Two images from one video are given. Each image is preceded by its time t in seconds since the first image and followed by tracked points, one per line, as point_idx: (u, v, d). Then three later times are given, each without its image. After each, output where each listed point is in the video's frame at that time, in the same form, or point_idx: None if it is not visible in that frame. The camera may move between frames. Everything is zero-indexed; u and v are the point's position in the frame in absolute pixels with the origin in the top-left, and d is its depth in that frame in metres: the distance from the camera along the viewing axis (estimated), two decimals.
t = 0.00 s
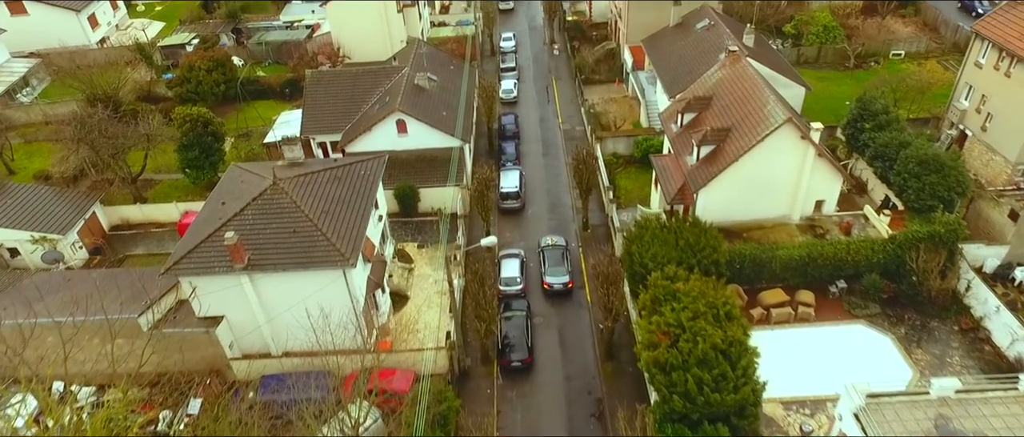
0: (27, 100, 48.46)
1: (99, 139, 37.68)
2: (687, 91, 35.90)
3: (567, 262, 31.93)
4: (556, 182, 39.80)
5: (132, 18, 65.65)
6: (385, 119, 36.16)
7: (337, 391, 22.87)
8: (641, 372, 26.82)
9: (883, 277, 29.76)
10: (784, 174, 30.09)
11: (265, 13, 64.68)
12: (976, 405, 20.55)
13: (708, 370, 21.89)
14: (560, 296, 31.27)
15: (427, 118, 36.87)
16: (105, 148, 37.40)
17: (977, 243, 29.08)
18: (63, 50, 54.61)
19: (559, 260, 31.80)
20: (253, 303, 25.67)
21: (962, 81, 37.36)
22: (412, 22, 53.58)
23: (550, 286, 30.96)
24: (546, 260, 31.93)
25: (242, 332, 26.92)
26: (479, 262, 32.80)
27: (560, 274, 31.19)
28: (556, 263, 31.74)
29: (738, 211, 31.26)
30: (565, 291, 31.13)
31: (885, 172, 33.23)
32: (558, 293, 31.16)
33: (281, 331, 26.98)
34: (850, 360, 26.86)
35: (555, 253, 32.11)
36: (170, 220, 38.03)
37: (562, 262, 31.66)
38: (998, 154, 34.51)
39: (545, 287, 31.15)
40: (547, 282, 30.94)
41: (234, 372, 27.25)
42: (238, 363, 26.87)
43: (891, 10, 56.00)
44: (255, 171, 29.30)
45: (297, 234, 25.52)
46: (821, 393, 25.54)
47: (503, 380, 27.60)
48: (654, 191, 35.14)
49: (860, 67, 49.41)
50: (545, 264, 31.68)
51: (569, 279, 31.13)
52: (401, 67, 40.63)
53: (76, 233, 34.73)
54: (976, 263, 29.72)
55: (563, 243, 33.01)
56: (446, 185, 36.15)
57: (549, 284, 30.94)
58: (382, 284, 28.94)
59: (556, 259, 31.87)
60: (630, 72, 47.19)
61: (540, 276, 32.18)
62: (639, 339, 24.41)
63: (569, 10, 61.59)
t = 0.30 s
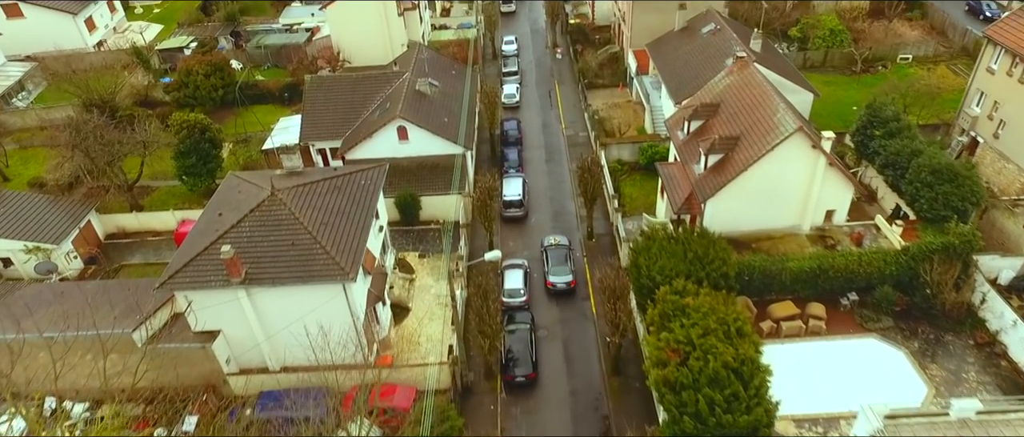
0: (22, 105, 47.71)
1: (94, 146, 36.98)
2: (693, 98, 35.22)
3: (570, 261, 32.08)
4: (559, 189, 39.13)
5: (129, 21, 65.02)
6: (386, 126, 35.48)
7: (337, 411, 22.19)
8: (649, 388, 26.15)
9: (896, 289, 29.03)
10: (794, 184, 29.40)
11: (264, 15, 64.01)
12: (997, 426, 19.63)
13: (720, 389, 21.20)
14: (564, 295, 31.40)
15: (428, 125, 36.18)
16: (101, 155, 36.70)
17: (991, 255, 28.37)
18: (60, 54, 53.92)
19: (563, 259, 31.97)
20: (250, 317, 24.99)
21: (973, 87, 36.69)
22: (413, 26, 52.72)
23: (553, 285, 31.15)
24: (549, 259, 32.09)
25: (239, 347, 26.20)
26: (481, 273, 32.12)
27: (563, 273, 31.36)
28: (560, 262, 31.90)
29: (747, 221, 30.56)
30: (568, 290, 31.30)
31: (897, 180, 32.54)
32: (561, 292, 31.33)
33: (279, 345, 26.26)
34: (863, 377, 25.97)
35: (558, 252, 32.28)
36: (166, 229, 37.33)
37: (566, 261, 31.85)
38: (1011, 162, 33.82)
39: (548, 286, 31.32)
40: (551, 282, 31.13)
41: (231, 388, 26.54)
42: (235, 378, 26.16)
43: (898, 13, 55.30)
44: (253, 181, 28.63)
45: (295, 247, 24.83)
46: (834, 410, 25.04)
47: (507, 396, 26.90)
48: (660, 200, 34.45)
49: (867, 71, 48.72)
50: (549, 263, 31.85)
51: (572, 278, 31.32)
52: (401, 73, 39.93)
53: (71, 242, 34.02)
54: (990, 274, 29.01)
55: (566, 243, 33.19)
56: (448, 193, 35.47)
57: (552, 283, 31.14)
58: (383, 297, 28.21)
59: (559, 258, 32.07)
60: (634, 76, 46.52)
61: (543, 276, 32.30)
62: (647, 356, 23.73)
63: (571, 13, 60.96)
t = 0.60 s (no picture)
0: (17, 110, 46.90)
1: (88, 154, 36.25)
2: (699, 105, 34.52)
3: (573, 260, 32.14)
4: (563, 197, 38.42)
5: (126, 24, 64.36)
6: (386, 134, 34.77)
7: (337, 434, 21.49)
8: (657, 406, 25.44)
9: (910, 303, 28.21)
10: (805, 195, 28.68)
11: (263, 18, 63.39)
12: None
13: (732, 412, 20.54)
14: (567, 295, 31.46)
15: (430, 133, 35.45)
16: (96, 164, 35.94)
17: (1008, 268, 27.72)
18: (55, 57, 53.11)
19: (566, 259, 32.01)
20: (247, 334, 24.25)
21: (985, 94, 35.94)
22: (413, 30, 50.83)
23: (556, 285, 31.19)
24: (552, 259, 32.13)
25: (235, 364, 25.44)
26: (484, 285, 31.41)
27: (566, 273, 31.42)
28: (562, 262, 31.95)
29: (756, 232, 29.82)
30: (571, 290, 31.34)
31: (909, 190, 31.78)
32: (564, 292, 31.37)
33: (276, 362, 25.50)
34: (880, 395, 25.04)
35: (562, 252, 32.32)
36: (162, 238, 36.56)
37: (569, 261, 31.89)
38: None
39: (551, 285, 31.36)
40: (554, 282, 31.18)
41: (227, 406, 25.81)
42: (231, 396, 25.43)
43: (905, 16, 54.61)
44: (250, 192, 27.93)
45: (293, 262, 24.13)
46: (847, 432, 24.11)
47: (511, 413, 26.18)
48: (666, 210, 33.72)
49: (874, 76, 48.02)
50: (552, 263, 31.89)
51: (575, 278, 31.36)
52: (402, 78, 39.21)
53: (64, 253, 33.27)
54: (1006, 288, 28.37)
55: (569, 243, 33.29)
56: (449, 202, 34.78)
57: (555, 283, 31.17)
58: (383, 312, 27.44)
59: (562, 257, 32.12)
60: (638, 82, 45.82)
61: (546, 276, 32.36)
62: (656, 375, 23.03)
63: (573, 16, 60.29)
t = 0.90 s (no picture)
0: (11, 115, 46.10)
1: (81, 163, 35.46)
2: (707, 113, 33.74)
3: (576, 261, 32.05)
4: (567, 206, 37.65)
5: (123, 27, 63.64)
6: (387, 142, 34.00)
7: None
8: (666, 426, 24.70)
9: (926, 318, 27.45)
10: (818, 207, 27.89)
11: (262, 21, 62.65)
12: None
13: None
14: (570, 296, 31.36)
15: (431, 141, 34.66)
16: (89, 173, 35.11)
17: None
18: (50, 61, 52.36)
19: (569, 260, 31.93)
20: (243, 354, 23.46)
21: (999, 101, 35.00)
22: (414, 33, 50.32)
23: (560, 286, 31.08)
24: (556, 260, 32.08)
25: (232, 383, 24.63)
26: (487, 299, 30.62)
27: (570, 274, 31.24)
28: (566, 262, 31.90)
29: (767, 244, 29.04)
30: (575, 291, 31.24)
31: (923, 200, 30.99)
32: (568, 293, 31.27)
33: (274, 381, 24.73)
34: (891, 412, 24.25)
35: (565, 253, 32.26)
36: (158, 249, 35.77)
37: (572, 262, 31.80)
38: None
39: (555, 287, 31.27)
40: (557, 283, 31.06)
41: (224, 426, 25.06)
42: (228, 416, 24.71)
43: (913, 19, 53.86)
44: (247, 205, 27.17)
45: (291, 279, 23.36)
46: None
47: (516, 433, 25.43)
48: (673, 221, 32.96)
49: (882, 81, 47.25)
50: (555, 264, 31.81)
51: (579, 279, 31.24)
52: (403, 85, 38.39)
53: (57, 265, 32.46)
54: None
55: (572, 244, 33.28)
56: (451, 212, 34.01)
57: (559, 284, 31.07)
58: (384, 328, 26.63)
59: (566, 259, 32.04)
60: (643, 87, 45.07)
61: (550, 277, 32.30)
62: (667, 397, 22.30)
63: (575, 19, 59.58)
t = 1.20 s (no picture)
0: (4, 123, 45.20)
1: (74, 173, 34.55)
2: (718, 124, 32.78)
3: (581, 262, 31.92)
4: (573, 217, 36.73)
5: (120, 30, 62.83)
6: (388, 153, 33.07)
7: None
8: None
9: (946, 338, 26.51)
10: (834, 222, 26.95)
11: (261, 25, 61.74)
12: None
13: None
14: (575, 298, 31.25)
15: (433, 151, 33.70)
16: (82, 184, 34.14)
17: None
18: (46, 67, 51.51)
19: (574, 262, 31.74)
20: (239, 379, 22.55)
21: (1017, 110, 33.71)
22: (415, 38, 49.30)
23: (564, 288, 30.97)
24: (561, 261, 31.90)
25: (227, 407, 23.72)
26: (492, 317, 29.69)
27: (574, 275, 31.20)
28: (570, 263, 31.72)
29: (781, 261, 28.10)
30: (579, 293, 31.12)
31: (941, 214, 30.03)
32: (573, 294, 31.15)
33: (271, 404, 23.83)
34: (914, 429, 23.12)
35: (569, 254, 32.08)
36: (153, 262, 34.82)
37: (577, 264, 31.63)
38: None
39: (560, 288, 31.15)
40: (562, 285, 30.95)
41: None
42: None
43: (923, 23, 52.93)
44: (243, 221, 26.23)
45: (289, 301, 22.44)
46: None
47: None
48: (683, 234, 32.06)
49: (893, 88, 46.33)
50: (559, 265, 31.64)
51: (584, 280, 31.13)
52: (404, 93, 37.47)
53: (48, 280, 31.49)
54: None
55: (577, 244, 33.12)
56: (454, 225, 33.07)
57: (563, 286, 30.97)
58: (386, 349, 25.67)
59: (570, 260, 31.88)
60: (649, 94, 44.13)
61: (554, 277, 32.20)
62: (681, 425, 21.39)
63: (579, 23, 58.67)
